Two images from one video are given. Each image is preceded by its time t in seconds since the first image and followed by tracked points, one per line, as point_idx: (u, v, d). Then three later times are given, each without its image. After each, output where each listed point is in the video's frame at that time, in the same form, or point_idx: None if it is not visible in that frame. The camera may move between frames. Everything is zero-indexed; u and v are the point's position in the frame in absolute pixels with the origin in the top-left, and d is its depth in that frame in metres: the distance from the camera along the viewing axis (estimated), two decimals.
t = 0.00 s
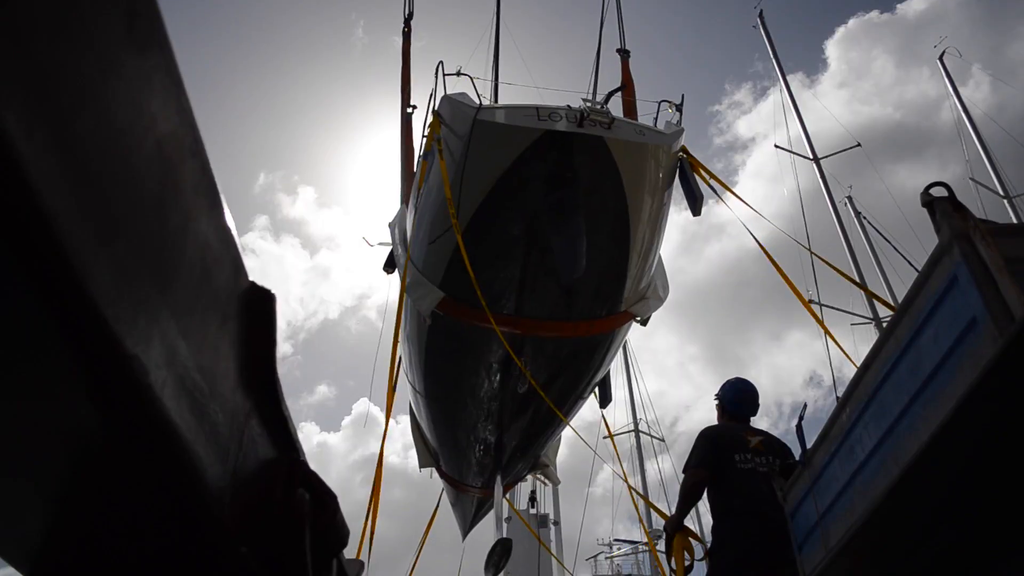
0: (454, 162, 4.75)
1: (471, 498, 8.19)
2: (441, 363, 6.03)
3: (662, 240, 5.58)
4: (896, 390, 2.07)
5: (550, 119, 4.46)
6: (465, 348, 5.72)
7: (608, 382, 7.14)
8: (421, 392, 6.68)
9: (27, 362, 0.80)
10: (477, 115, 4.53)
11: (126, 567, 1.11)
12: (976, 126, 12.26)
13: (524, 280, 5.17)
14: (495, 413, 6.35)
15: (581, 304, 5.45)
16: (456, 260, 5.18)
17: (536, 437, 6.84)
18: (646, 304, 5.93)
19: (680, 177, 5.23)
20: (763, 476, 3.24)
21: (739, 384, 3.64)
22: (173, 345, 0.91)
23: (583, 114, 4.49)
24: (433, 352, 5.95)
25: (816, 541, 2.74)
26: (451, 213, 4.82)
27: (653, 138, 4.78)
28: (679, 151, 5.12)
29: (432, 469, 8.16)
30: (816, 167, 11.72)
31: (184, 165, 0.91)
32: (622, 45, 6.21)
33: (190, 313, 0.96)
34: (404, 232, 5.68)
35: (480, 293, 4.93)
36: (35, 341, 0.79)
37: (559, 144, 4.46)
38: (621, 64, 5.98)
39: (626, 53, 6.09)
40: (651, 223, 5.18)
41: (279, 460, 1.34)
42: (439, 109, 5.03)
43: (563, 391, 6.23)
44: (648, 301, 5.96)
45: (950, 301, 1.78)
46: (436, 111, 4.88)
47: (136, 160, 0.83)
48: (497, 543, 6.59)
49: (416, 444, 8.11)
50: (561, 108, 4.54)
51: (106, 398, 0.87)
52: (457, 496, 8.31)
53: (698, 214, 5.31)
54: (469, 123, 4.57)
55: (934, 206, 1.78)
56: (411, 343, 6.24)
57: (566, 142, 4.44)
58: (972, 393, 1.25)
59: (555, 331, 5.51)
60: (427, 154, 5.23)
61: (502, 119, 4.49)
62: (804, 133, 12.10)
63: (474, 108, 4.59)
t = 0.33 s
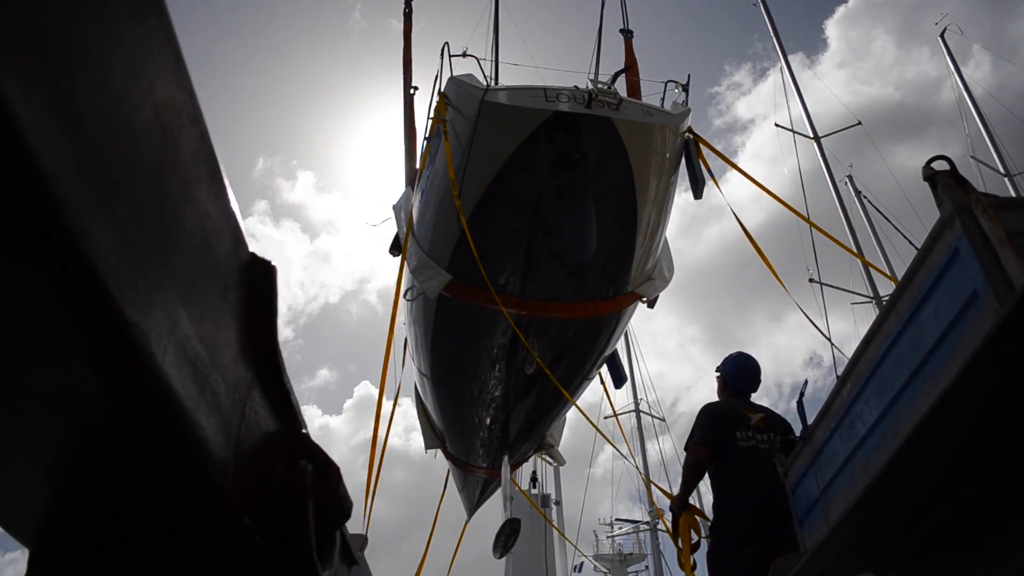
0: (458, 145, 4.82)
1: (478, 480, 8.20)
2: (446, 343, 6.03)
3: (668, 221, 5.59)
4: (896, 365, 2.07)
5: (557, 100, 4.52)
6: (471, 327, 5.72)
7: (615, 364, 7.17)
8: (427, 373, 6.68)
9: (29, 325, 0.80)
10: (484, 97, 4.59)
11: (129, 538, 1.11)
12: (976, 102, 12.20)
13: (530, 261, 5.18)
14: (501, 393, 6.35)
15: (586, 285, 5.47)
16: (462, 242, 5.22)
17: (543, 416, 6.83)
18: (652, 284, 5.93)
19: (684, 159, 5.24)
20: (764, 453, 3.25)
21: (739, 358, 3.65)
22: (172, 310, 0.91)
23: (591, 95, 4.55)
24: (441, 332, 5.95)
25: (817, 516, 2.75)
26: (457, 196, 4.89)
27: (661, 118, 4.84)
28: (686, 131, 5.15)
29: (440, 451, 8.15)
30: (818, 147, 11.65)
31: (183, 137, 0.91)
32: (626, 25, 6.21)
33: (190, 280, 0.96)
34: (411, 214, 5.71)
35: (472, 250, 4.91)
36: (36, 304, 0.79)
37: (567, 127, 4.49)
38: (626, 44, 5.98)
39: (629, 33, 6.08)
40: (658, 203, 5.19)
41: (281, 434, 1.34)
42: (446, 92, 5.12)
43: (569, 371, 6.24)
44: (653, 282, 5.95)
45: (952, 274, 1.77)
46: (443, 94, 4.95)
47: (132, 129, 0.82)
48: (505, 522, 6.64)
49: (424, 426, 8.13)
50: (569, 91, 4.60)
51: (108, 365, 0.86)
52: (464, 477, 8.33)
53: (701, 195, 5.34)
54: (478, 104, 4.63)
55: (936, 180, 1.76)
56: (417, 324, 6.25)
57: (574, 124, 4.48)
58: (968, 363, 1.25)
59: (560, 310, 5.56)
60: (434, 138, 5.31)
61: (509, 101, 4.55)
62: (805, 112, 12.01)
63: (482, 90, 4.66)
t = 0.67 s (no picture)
0: (468, 123, 4.95)
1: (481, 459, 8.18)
2: (449, 320, 6.03)
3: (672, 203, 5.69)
4: (897, 339, 2.06)
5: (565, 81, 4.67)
6: (475, 305, 5.72)
7: (620, 343, 7.18)
8: (431, 351, 6.67)
9: (24, 285, 0.80)
10: (492, 78, 4.77)
11: (128, 504, 1.12)
12: (975, 80, 12.17)
13: (535, 239, 5.22)
14: (505, 373, 6.33)
15: (590, 263, 5.46)
16: (470, 219, 5.27)
17: (547, 396, 6.81)
18: (658, 264, 6.00)
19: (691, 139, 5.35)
20: (764, 429, 3.27)
21: (741, 333, 3.65)
22: (170, 275, 0.91)
23: (600, 76, 4.68)
24: (446, 309, 5.96)
25: (816, 491, 2.76)
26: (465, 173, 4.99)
27: (669, 100, 4.95)
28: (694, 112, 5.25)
29: (442, 430, 8.16)
30: (817, 125, 11.60)
31: (181, 101, 0.91)
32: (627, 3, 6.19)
33: (189, 245, 0.95)
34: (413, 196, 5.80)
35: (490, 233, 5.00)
36: (29, 265, 0.78)
37: (574, 106, 4.62)
38: (627, 23, 5.97)
39: (631, 12, 6.06)
40: (664, 182, 5.29)
41: (280, 403, 1.34)
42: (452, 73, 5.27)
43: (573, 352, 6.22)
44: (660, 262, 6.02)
45: (953, 248, 1.76)
46: (449, 74, 5.09)
47: (130, 93, 0.81)
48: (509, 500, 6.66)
49: (428, 405, 8.14)
50: (579, 71, 4.74)
51: (105, 329, 0.86)
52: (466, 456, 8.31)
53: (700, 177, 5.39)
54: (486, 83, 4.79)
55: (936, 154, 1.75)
56: (422, 302, 6.26)
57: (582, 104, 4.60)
58: (972, 335, 1.25)
59: (565, 291, 5.55)
60: (439, 120, 5.46)
61: (518, 82, 4.69)
62: (805, 91, 11.94)
63: (490, 69, 4.81)
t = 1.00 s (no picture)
0: (479, 105, 5.16)
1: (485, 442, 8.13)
2: (455, 301, 6.05)
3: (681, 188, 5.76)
4: (898, 318, 2.05)
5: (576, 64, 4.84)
6: (480, 287, 5.75)
7: (624, 325, 7.17)
8: (437, 333, 6.69)
9: (19, 254, 0.79)
10: (504, 61, 4.97)
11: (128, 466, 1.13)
12: (979, 61, 12.09)
13: (541, 222, 5.32)
14: (510, 355, 6.31)
15: (594, 244, 5.48)
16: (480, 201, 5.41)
17: (551, 379, 6.79)
18: (665, 249, 6.06)
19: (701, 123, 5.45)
20: (765, 407, 3.28)
21: (743, 311, 3.66)
22: (171, 242, 0.91)
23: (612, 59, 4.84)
24: (451, 290, 5.98)
25: (815, 471, 2.76)
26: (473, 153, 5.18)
27: (679, 84, 5.06)
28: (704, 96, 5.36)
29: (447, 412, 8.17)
30: (820, 108, 11.54)
31: (180, 69, 0.90)
32: None
33: (188, 214, 0.95)
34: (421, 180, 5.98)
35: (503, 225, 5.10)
36: (25, 230, 0.78)
37: (587, 91, 4.78)
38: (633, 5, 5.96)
39: None
40: (673, 167, 5.41)
41: (280, 375, 1.34)
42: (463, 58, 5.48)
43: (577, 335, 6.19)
44: (666, 247, 6.07)
45: (954, 227, 1.76)
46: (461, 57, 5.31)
47: (129, 62, 0.81)
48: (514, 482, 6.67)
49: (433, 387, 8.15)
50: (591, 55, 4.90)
51: (105, 296, 0.86)
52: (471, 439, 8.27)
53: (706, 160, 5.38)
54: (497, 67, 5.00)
55: (940, 132, 1.74)
56: (430, 284, 6.30)
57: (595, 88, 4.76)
58: (970, 317, 1.24)
59: (572, 274, 5.57)
60: (449, 106, 5.68)
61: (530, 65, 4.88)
62: (808, 74, 11.86)
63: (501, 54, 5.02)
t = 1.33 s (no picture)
0: (488, 88, 5.27)
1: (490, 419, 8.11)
2: (463, 278, 6.11)
3: (689, 168, 5.82)
4: (901, 293, 2.04)
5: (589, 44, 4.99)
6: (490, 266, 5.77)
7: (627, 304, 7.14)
8: (444, 311, 6.71)
9: (18, 210, 0.79)
10: (515, 39, 5.13)
11: (132, 426, 1.13)
12: (982, 39, 12.02)
13: (548, 201, 5.38)
14: (516, 333, 6.28)
15: (601, 223, 5.49)
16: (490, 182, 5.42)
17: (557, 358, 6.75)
18: (673, 229, 6.09)
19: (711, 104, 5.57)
20: (768, 377, 3.28)
21: (735, 292, 3.67)
22: (171, 203, 0.90)
23: (625, 39, 4.99)
24: (460, 265, 6.04)
25: (816, 446, 2.78)
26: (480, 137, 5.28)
27: (690, 64, 5.21)
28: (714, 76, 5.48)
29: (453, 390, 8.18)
30: (822, 85, 11.49)
31: (181, 30, 0.90)
32: None
33: (190, 177, 0.94)
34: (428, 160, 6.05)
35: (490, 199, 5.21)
36: (26, 187, 0.78)
37: (600, 71, 4.94)
38: None
39: None
40: (682, 148, 5.52)
41: (284, 343, 1.34)
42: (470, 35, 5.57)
43: (583, 315, 6.14)
44: (675, 227, 6.10)
45: (958, 202, 1.75)
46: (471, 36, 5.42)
47: (133, 25, 0.80)
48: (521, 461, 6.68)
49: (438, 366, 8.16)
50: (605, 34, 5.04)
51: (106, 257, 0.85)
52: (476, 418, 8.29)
53: (720, 141, 5.36)
54: (508, 45, 5.17)
55: (945, 105, 1.74)
56: (438, 262, 6.34)
57: (606, 68, 4.93)
58: (972, 291, 1.24)
59: (582, 253, 5.54)
60: (453, 88, 5.75)
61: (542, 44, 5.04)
62: (811, 52, 11.78)
63: (512, 33, 5.18)
